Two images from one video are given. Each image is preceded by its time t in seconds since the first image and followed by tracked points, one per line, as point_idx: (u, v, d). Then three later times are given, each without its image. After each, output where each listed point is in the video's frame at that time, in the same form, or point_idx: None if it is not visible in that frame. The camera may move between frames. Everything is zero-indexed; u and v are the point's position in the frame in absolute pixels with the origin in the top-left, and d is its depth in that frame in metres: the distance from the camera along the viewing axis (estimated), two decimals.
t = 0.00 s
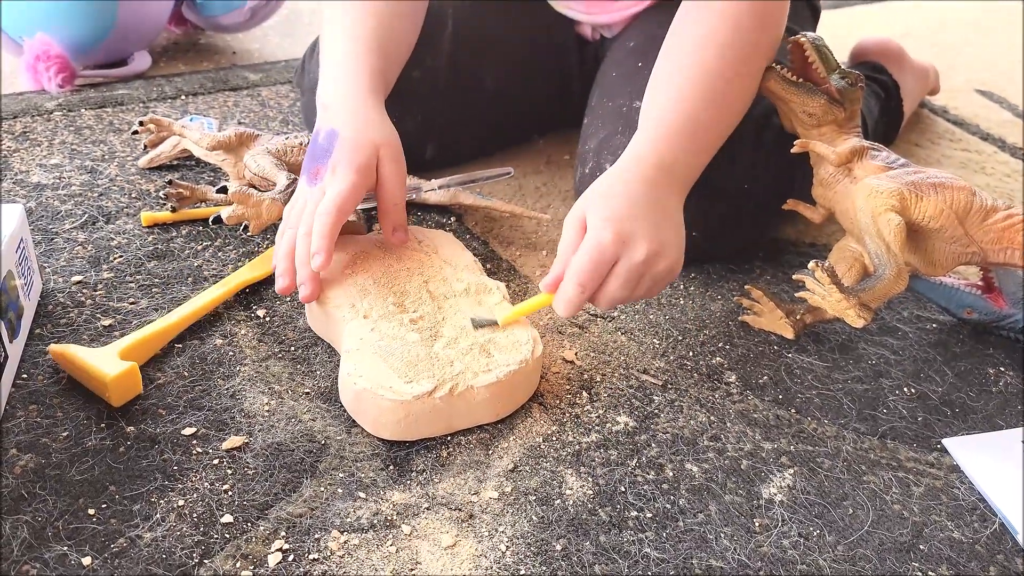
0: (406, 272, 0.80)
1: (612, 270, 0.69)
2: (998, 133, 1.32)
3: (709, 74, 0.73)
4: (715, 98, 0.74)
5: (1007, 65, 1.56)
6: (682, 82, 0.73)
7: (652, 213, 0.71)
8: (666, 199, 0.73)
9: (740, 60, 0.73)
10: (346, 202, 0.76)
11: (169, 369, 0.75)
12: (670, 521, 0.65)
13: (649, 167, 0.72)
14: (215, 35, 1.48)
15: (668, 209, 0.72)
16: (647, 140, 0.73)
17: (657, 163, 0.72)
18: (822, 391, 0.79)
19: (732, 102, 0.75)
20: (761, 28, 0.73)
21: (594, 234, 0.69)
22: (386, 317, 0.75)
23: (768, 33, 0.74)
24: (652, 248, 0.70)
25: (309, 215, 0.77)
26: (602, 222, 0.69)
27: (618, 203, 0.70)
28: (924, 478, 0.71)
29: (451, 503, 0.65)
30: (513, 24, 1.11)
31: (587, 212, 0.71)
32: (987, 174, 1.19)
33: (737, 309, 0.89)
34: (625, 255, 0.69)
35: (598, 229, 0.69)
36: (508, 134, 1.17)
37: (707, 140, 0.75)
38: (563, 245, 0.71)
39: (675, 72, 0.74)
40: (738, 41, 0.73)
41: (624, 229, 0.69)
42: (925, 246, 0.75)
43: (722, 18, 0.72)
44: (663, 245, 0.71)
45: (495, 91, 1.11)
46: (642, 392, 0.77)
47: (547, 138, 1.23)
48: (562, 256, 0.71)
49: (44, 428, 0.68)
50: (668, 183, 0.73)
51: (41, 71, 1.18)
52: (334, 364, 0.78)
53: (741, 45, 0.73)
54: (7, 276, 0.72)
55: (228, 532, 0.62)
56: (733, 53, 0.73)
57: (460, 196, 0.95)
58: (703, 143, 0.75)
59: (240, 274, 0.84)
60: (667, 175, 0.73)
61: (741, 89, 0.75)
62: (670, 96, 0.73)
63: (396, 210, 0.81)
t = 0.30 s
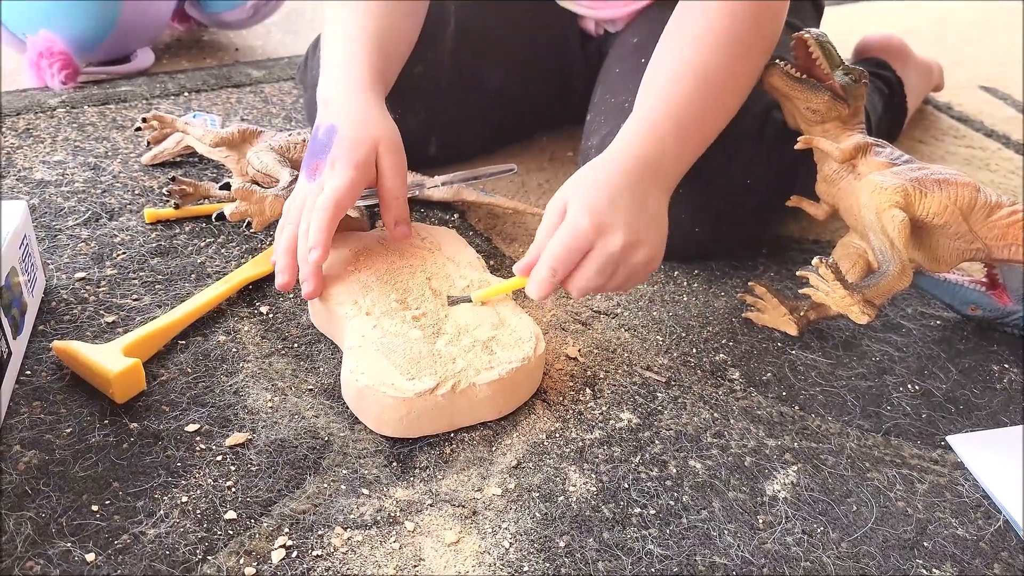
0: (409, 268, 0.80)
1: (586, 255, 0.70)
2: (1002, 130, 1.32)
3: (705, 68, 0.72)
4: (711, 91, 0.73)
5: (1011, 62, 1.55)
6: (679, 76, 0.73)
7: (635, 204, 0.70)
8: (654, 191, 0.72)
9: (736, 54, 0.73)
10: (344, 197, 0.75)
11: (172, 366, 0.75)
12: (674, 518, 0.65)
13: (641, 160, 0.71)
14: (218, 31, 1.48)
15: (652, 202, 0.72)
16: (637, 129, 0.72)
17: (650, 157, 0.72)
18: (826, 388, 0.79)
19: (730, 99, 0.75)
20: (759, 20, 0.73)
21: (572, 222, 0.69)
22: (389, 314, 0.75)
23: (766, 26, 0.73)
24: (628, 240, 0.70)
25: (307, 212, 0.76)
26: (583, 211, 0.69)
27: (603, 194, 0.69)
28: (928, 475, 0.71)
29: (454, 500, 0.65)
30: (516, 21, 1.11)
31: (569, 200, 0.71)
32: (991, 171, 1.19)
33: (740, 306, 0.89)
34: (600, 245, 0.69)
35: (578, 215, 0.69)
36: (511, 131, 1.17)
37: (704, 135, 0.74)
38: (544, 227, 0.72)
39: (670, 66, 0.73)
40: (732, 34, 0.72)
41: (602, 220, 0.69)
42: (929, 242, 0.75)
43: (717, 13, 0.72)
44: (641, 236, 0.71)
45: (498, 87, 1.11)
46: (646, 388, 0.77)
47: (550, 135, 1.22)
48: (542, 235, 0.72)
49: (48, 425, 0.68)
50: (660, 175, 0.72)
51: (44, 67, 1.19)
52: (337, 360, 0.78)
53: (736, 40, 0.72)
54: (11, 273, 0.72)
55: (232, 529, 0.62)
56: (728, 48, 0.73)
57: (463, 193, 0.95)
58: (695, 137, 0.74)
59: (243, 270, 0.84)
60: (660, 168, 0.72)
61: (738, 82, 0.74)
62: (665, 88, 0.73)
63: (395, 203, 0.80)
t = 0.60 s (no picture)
0: (411, 268, 0.80)
1: (559, 246, 0.70)
2: (1004, 129, 1.32)
3: (694, 67, 0.73)
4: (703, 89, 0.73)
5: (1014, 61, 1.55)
6: (671, 73, 0.73)
7: (610, 194, 0.71)
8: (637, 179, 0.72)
9: (728, 53, 0.73)
10: (343, 198, 0.75)
11: (175, 364, 0.75)
12: (675, 516, 0.65)
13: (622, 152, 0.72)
14: (221, 31, 1.48)
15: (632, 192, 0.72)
16: (621, 123, 0.73)
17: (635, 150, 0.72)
18: (828, 386, 0.79)
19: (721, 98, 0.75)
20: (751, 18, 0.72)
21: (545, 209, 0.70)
22: (392, 312, 0.75)
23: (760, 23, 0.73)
24: (600, 227, 0.70)
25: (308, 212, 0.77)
26: (563, 200, 0.70)
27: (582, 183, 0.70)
28: (929, 474, 0.71)
29: (457, 498, 0.66)
30: (518, 21, 1.11)
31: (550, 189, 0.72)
32: (993, 170, 1.19)
33: (742, 305, 0.89)
34: (572, 233, 0.70)
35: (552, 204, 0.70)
36: (513, 130, 1.17)
37: (691, 131, 0.75)
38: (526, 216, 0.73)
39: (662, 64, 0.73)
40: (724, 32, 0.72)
41: (575, 208, 0.69)
42: (930, 241, 0.75)
43: (711, 12, 0.72)
44: (614, 222, 0.71)
45: (500, 86, 1.12)
46: (647, 387, 0.77)
47: (552, 134, 1.23)
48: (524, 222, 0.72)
49: (52, 423, 0.69)
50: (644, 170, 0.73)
51: (48, 66, 1.19)
52: (340, 359, 0.78)
53: (729, 38, 0.72)
54: (16, 271, 0.73)
55: (236, 526, 0.62)
56: (721, 47, 0.73)
57: (466, 191, 0.96)
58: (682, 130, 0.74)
59: (246, 269, 0.85)
60: (644, 162, 0.73)
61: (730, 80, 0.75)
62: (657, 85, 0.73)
63: (397, 200, 0.80)
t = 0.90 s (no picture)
0: (412, 266, 0.80)
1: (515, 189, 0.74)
2: (1006, 128, 1.31)
3: (683, 58, 0.73)
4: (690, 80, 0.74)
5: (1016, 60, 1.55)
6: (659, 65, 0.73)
7: (583, 159, 0.73)
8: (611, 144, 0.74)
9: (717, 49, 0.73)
10: (313, 179, 0.75)
11: (176, 364, 0.75)
12: (676, 516, 0.65)
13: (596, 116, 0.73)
14: (222, 29, 1.48)
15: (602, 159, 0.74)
16: (603, 97, 0.74)
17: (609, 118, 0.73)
18: (829, 386, 0.79)
19: (707, 91, 0.75)
20: (747, 14, 0.73)
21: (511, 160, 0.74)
22: (392, 311, 0.75)
23: (757, 22, 0.73)
24: (552, 190, 0.73)
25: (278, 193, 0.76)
26: (535, 159, 0.73)
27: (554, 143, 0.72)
28: (931, 474, 0.71)
29: (458, 497, 0.65)
30: (519, 19, 1.11)
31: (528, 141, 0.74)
32: (995, 169, 1.19)
33: (743, 304, 0.89)
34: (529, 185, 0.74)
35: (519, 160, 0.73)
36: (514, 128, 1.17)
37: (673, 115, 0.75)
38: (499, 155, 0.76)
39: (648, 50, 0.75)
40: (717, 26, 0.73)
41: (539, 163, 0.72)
42: (933, 240, 0.75)
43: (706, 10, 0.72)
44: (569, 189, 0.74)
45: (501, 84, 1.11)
46: (649, 386, 0.77)
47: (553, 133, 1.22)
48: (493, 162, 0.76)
49: (52, 422, 0.68)
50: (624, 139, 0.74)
51: (49, 65, 1.20)
52: (340, 358, 0.78)
53: (720, 34, 0.73)
54: (16, 270, 0.73)
55: (236, 526, 0.62)
56: (714, 44, 0.73)
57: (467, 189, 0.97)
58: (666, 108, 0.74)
59: (246, 267, 0.85)
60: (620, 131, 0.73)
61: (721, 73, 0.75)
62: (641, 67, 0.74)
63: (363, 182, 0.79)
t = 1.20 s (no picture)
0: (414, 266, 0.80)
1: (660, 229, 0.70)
2: (1008, 127, 1.31)
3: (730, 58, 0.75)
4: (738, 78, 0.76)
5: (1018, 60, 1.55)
6: (706, 68, 0.75)
7: (691, 174, 0.73)
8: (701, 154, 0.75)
9: (758, 48, 0.76)
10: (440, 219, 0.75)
11: (178, 363, 0.75)
12: (677, 516, 0.65)
13: (677, 132, 0.74)
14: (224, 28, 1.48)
15: (704, 165, 0.74)
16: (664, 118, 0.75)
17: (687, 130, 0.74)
18: (830, 385, 0.79)
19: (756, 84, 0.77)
20: (774, 11, 0.75)
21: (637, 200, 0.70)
22: (394, 310, 0.75)
23: (781, 18, 0.76)
24: (698, 211, 0.72)
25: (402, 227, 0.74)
26: (657, 185, 0.71)
27: (664, 161, 0.72)
28: (932, 473, 0.71)
29: (458, 497, 0.66)
30: (521, 19, 1.11)
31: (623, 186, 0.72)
32: (997, 169, 1.19)
33: (744, 304, 0.89)
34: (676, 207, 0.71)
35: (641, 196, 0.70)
36: (516, 129, 1.17)
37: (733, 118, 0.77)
38: (601, 223, 0.72)
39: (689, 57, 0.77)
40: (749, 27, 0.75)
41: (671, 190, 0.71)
42: (935, 241, 0.74)
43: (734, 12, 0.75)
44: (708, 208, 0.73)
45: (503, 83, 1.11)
46: (649, 385, 0.77)
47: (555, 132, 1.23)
48: (604, 230, 0.71)
49: (54, 421, 0.69)
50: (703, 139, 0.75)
51: (51, 65, 1.20)
52: (342, 357, 0.78)
53: (759, 33, 0.75)
54: (18, 269, 0.73)
55: (237, 525, 0.62)
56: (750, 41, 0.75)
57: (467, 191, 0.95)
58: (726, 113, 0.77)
59: (248, 267, 0.85)
60: (702, 138, 0.75)
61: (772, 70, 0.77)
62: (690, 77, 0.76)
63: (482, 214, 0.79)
